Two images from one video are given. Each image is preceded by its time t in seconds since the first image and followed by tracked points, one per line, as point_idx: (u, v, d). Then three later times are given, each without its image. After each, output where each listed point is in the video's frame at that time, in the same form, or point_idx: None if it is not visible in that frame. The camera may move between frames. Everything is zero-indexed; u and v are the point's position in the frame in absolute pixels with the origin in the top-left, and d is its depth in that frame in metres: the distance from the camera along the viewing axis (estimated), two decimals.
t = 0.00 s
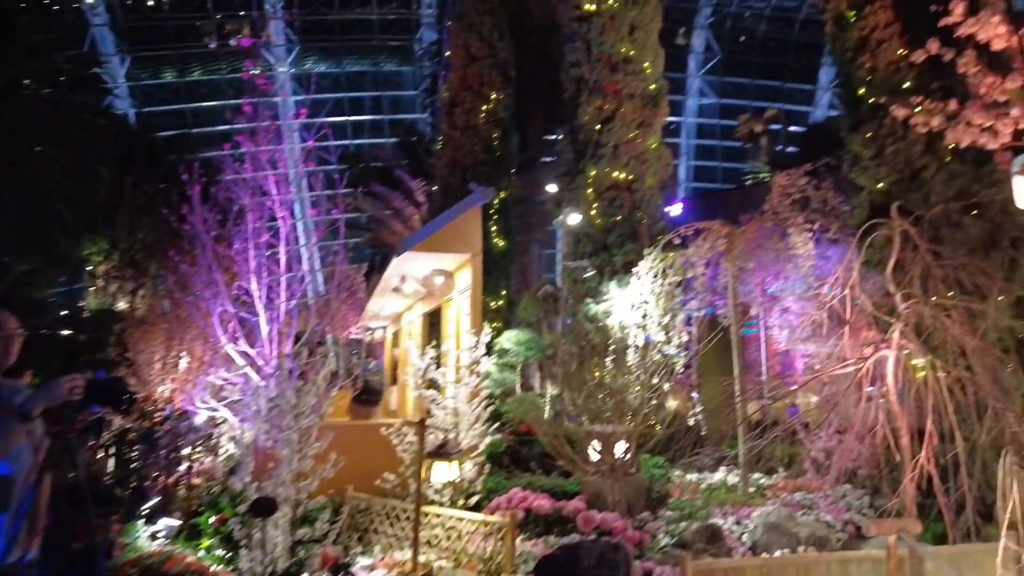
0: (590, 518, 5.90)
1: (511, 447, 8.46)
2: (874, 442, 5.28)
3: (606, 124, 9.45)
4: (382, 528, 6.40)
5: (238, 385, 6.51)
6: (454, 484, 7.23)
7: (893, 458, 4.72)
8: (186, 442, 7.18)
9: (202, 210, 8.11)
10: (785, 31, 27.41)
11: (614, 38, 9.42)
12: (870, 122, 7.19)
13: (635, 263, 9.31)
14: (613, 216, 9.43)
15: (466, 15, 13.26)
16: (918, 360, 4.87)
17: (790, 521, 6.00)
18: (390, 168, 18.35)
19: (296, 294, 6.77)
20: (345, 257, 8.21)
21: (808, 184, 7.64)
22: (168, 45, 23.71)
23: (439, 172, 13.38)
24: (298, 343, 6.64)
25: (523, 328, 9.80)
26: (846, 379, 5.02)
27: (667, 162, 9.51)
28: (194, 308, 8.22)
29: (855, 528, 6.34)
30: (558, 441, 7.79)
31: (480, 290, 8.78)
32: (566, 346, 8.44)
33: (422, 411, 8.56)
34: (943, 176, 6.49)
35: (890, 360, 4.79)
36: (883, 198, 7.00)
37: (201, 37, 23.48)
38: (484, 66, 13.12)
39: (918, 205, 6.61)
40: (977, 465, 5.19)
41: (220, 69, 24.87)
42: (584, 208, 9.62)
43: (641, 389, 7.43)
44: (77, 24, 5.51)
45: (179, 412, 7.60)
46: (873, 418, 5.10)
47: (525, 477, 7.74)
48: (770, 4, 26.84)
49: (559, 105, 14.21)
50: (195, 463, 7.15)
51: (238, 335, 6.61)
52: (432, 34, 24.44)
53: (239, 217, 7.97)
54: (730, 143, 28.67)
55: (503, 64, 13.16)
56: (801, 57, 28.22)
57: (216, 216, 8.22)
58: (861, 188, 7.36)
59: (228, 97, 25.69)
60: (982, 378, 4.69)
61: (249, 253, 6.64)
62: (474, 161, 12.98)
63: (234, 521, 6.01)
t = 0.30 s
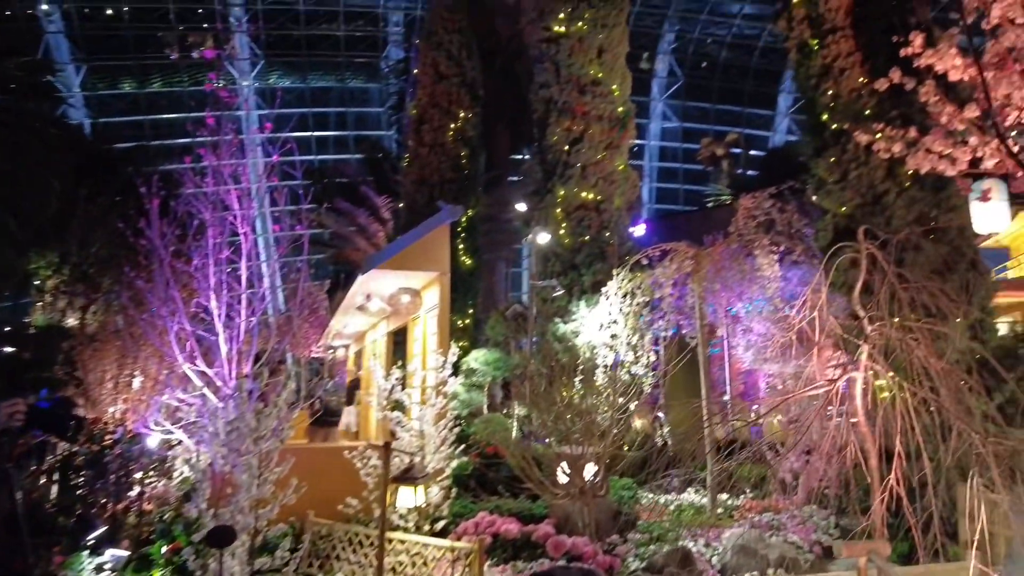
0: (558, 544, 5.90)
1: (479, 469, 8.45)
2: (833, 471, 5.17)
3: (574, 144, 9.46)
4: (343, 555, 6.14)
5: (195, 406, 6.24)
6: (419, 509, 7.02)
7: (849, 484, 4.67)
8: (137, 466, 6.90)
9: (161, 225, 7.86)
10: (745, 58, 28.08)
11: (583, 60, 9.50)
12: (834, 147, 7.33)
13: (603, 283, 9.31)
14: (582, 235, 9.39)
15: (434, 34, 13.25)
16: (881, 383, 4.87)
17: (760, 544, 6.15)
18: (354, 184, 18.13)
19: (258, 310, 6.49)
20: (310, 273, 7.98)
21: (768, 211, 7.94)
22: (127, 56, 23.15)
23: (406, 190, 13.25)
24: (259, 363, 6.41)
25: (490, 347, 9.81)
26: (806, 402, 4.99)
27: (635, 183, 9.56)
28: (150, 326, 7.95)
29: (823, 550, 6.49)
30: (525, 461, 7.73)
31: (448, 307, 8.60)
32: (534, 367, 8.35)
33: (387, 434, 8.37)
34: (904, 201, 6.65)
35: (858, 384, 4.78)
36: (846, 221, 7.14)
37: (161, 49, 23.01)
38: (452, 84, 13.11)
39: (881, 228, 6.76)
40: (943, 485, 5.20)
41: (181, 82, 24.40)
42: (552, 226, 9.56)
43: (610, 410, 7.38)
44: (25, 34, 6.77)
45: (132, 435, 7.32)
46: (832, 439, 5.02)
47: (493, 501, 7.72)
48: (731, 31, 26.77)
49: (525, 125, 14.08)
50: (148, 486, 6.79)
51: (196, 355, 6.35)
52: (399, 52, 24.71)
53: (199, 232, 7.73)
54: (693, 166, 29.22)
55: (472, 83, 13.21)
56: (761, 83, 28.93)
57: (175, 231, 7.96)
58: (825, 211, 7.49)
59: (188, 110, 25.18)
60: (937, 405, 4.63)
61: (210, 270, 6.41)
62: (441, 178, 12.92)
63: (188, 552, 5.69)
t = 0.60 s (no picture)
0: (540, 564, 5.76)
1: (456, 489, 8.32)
2: (814, 498, 5.07)
3: (554, 161, 9.45)
4: None
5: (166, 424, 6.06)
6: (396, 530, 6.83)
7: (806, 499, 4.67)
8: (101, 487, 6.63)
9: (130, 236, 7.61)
10: (717, 79, 28.53)
11: (563, 78, 9.54)
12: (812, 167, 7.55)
13: (583, 299, 9.25)
14: (561, 251, 9.33)
15: (413, 48, 13.21)
16: (859, 400, 4.91)
17: (742, 561, 5.86)
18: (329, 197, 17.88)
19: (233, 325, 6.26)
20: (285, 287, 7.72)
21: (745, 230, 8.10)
22: (95, 63, 22.72)
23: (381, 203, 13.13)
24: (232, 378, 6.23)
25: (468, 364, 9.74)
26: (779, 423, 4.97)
27: (614, 200, 9.56)
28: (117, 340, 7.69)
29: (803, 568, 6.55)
30: (504, 479, 7.63)
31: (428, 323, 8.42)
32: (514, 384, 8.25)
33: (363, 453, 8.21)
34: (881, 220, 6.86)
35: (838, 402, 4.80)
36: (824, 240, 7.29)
37: (131, 57, 22.65)
38: (431, 99, 13.06)
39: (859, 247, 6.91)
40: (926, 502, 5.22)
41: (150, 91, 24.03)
42: (532, 242, 9.49)
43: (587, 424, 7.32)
44: None
45: (97, 454, 7.05)
46: (813, 459, 4.98)
47: (471, 521, 7.62)
48: (702, 53, 26.84)
49: (502, 140, 14.19)
50: (112, 506, 6.53)
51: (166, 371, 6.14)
52: (375, 65, 24.69)
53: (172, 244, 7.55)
54: (666, 184, 29.60)
55: (450, 99, 13.20)
56: (732, 104, 29.45)
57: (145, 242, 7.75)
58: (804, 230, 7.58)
59: (157, 121, 24.80)
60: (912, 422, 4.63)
61: (182, 283, 6.23)
62: (419, 192, 12.81)
63: None
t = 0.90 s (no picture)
0: None
1: (442, 512, 8.17)
2: (809, 523, 5.01)
3: (542, 181, 9.47)
4: None
5: (146, 445, 5.88)
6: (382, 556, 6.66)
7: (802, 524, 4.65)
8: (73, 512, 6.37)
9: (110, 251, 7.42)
10: (695, 103, 29.04)
11: (551, 99, 9.58)
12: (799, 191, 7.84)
13: (570, 319, 9.18)
14: (549, 271, 9.28)
15: (400, 66, 13.24)
16: (849, 422, 4.93)
17: None
18: (309, 214, 17.66)
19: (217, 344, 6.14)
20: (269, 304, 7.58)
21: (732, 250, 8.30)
22: (72, 75, 22.42)
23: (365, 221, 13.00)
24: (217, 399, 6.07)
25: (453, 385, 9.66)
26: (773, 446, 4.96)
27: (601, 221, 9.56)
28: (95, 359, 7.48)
29: None
30: (494, 501, 7.43)
31: (413, 343, 8.32)
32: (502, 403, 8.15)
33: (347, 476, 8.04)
34: (868, 245, 7.18)
35: (832, 426, 4.80)
36: (811, 262, 7.56)
37: (109, 70, 22.40)
38: (417, 117, 13.05)
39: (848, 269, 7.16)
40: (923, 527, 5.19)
41: (127, 104, 23.73)
42: (520, 261, 9.42)
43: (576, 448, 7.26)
44: None
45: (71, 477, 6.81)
46: (808, 483, 4.96)
47: (457, 545, 7.50)
48: (681, 77, 27.33)
49: (486, 160, 14.49)
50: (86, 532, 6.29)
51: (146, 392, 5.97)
52: (356, 82, 24.74)
53: (156, 259, 7.42)
54: (645, 205, 29.88)
55: (436, 117, 13.19)
56: (709, 127, 29.99)
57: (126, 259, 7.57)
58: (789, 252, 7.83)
59: (134, 134, 24.44)
60: (905, 441, 4.67)
61: (165, 300, 6.08)
62: (404, 210, 12.75)
63: None
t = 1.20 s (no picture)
0: None
1: (432, 533, 8.04)
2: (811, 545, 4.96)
3: (534, 200, 9.49)
4: None
5: (134, 465, 5.75)
6: None
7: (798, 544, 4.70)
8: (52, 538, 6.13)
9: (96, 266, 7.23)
10: (676, 125, 29.48)
11: (544, 119, 9.63)
12: (794, 213, 7.99)
13: (562, 338, 9.14)
14: (541, 289, 9.25)
15: (390, 84, 13.27)
16: (850, 443, 4.93)
17: None
18: (291, 230, 17.44)
19: (208, 362, 5.99)
20: (260, 321, 7.42)
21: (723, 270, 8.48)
22: (52, 86, 22.22)
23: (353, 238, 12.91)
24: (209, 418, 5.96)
25: (443, 403, 9.55)
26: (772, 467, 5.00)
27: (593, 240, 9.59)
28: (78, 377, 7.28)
29: None
30: (486, 523, 7.33)
31: (405, 361, 8.21)
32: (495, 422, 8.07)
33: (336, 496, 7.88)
34: (861, 266, 7.46)
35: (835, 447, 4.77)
36: (805, 282, 7.77)
37: (90, 82, 22.21)
38: (406, 135, 13.05)
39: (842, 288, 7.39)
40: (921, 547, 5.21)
41: (107, 117, 23.49)
42: (512, 279, 9.41)
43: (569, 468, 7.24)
44: None
45: (50, 499, 6.58)
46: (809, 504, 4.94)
47: (449, 568, 7.37)
48: (663, 99, 27.77)
49: (470, 181, 14.31)
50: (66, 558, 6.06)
51: (134, 411, 5.80)
52: (341, 99, 24.76)
53: (146, 274, 7.30)
54: (627, 225, 30.13)
55: (426, 135, 13.20)
56: (690, 149, 30.42)
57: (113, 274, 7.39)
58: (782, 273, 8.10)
59: (113, 147, 23.99)
60: (902, 460, 4.73)
61: (154, 317, 5.94)
62: (392, 227, 12.70)
63: None
